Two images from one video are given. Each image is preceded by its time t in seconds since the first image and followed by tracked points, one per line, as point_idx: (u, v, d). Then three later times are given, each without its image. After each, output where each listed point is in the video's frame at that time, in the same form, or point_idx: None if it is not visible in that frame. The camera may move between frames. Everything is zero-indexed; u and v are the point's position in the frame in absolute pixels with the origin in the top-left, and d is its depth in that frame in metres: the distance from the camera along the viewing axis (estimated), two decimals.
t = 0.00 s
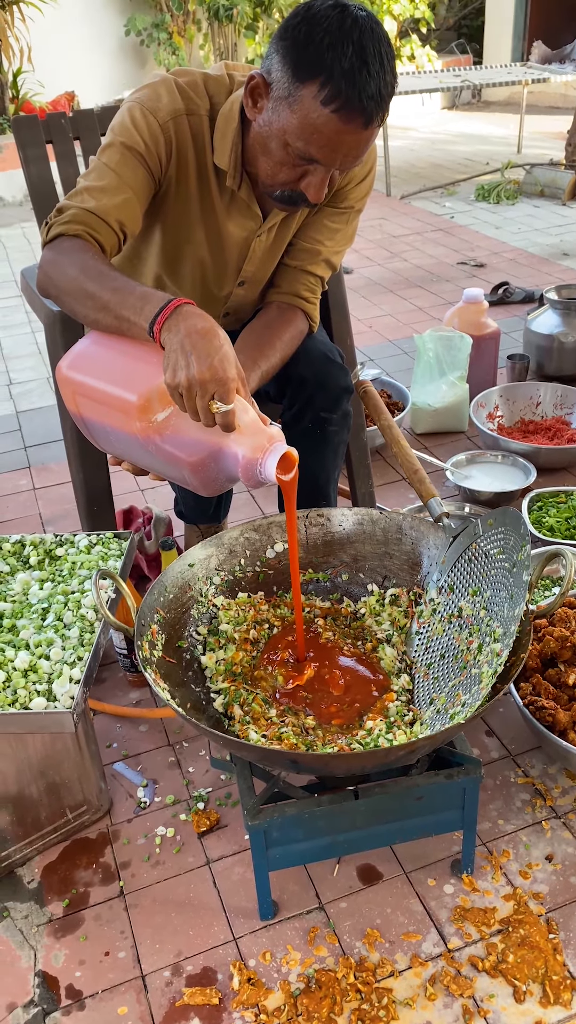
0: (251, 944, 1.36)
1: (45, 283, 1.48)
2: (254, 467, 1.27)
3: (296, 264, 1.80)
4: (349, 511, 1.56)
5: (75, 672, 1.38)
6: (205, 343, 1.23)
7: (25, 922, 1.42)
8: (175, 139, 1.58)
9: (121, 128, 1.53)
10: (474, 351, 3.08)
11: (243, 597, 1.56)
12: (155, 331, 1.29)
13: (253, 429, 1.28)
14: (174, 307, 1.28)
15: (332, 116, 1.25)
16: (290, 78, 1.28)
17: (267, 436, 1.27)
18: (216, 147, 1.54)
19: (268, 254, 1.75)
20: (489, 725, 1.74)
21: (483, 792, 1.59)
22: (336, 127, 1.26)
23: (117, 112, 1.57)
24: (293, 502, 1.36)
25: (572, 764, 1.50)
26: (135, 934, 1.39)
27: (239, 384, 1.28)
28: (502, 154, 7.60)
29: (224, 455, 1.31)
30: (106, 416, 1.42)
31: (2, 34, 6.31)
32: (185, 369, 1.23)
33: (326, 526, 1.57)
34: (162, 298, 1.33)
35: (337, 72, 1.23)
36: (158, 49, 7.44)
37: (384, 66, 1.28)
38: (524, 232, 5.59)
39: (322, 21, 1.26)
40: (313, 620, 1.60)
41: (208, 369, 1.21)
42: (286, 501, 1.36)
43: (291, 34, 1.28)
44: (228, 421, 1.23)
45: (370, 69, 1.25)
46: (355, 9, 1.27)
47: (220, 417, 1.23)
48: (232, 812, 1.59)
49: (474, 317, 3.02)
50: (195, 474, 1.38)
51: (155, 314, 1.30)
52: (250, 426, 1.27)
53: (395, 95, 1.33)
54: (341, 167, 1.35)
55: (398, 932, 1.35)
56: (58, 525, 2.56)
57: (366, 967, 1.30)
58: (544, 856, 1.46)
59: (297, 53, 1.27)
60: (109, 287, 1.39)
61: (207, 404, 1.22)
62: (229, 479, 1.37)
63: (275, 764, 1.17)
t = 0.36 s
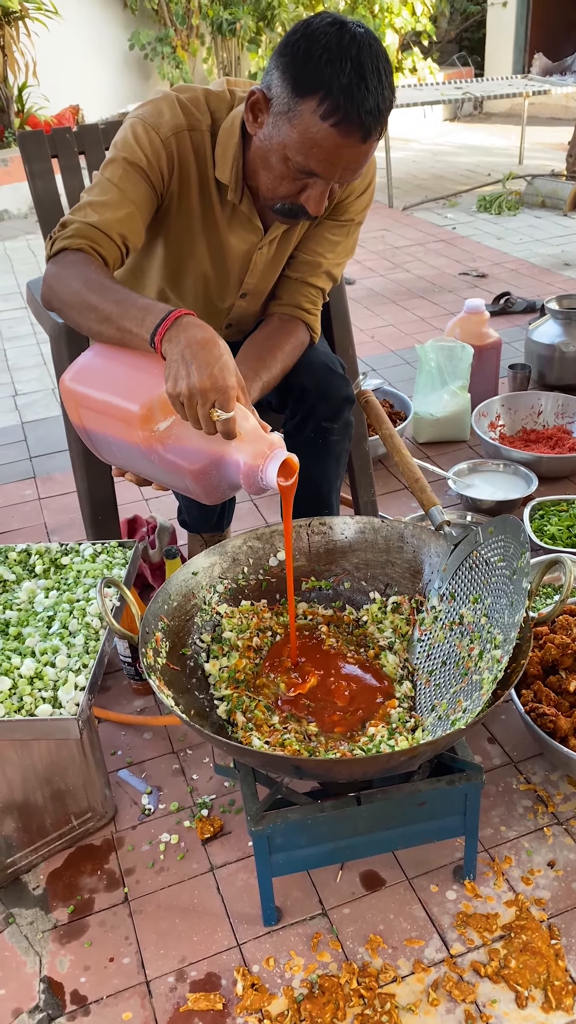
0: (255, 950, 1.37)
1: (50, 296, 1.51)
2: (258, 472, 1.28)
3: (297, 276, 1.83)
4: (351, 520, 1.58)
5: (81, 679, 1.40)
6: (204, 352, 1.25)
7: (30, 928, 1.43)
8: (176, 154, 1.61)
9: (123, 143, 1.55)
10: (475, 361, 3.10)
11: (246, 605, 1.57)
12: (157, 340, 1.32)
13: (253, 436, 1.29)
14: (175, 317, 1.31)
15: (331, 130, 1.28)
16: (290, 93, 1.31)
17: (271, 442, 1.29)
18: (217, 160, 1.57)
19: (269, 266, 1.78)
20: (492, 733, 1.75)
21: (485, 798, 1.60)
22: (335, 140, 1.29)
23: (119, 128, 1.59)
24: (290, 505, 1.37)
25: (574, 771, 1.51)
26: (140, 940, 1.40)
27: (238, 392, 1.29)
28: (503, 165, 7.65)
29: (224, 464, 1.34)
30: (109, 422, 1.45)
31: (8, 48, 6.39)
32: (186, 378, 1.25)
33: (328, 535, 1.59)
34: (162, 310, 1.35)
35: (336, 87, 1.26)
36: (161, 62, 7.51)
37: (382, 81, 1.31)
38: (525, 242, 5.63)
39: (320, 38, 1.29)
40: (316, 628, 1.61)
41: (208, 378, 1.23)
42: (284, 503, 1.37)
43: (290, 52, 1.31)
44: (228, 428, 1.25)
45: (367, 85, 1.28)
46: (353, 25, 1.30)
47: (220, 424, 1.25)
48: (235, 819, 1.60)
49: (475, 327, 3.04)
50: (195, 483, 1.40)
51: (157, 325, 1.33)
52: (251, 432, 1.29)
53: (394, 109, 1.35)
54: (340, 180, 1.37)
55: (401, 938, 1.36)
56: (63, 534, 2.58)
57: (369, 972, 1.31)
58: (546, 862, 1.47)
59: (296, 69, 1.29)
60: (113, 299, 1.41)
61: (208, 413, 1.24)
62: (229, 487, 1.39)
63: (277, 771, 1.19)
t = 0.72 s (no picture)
0: (255, 956, 1.37)
1: (33, 299, 1.53)
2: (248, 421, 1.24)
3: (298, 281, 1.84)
4: (350, 527, 1.59)
5: (81, 685, 1.41)
6: (171, 332, 1.25)
7: (31, 934, 1.44)
8: (167, 162, 1.62)
9: (113, 152, 1.57)
10: (475, 369, 3.12)
11: (246, 611, 1.58)
12: (129, 332, 1.33)
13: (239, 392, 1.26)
14: (143, 305, 1.32)
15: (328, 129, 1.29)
16: (287, 92, 1.32)
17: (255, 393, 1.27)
18: (214, 168, 1.59)
19: (269, 270, 1.80)
20: (491, 739, 1.75)
21: (484, 804, 1.61)
22: (331, 137, 1.29)
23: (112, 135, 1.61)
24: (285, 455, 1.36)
25: (573, 776, 1.51)
26: (140, 946, 1.40)
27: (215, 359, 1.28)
28: (504, 174, 7.69)
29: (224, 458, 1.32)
30: (109, 445, 1.45)
31: (11, 60, 6.46)
32: (162, 361, 1.24)
33: (327, 541, 1.60)
34: (130, 299, 1.36)
35: (331, 86, 1.28)
36: (163, 73, 7.58)
37: (376, 79, 1.33)
38: (526, 250, 5.65)
39: (316, 39, 1.32)
40: (315, 634, 1.62)
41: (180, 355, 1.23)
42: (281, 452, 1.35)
43: (286, 52, 1.34)
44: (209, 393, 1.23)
45: (362, 83, 1.30)
46: (348, 27, 1.33)
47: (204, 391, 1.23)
48: (235, 825, 1.60)
49: (475, 335, 3.06)
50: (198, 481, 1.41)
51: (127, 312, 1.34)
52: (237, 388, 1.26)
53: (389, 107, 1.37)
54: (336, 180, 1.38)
55: (400, 944, 1.36)
56: (65, 542, 2.59)
57: (368, 978, 1.31)
58: (546, 868, 1.47)
59: (292, 68, 1.32)
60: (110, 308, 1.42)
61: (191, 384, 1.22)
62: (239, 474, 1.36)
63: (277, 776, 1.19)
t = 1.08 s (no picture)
0: (257, 963, 1.37)
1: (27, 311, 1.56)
2: (238, 399, 1.19)
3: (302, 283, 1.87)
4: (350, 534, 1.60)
5: (83, 693, 1.42)
6: (155, 334, 1.28)
7: (33, 942, 1.44)
8: (155, 171, 1.64)
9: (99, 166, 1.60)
10: (475, 376, 3.13)
11: (247, 619, 1.59)
12: (116, 340, 1.35)
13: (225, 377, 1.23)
14: (129, 315, 1.34)
15: (313, 118, 1.30)
16: (268, 79, 1.34)
17: (242, 377, 1.23)
18: (207, 171, 1.62)
19: (267, 271, 1.81)
20: (492, 746, 1.76)
21: (485, 811, 1.61)
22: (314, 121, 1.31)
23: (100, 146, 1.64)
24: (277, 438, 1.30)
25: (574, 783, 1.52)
26: (142, 953, 1.41)
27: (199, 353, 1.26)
28: (503, 182, 7.72)
29: (225, 447, 1.26)
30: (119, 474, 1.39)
31: (13, 72, 6.50)
32: (150, 363, 1.26)
33: (328, 549, 1.61)
34: (119, 309, 1.38)
35: (311, 69, 1.29)
36: (164, 84, 7.63)
37: (357, 64, 1.35)
38: (526, 258, 5.68)
39: (295, 26, 1.34)
40: (316, 641, 1.63)
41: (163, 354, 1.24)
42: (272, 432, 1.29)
43: (268, 40, 1.36)
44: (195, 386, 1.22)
45: (343, 68, 1.31)
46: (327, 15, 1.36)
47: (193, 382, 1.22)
48: (237, 832, 1.61)
49: (475, 344, 3.08)
50: (208, 489, 1.33)
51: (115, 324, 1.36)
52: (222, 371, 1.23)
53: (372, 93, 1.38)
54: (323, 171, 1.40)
55: (402, 951, 1.37)
56: (67, 550, 2.60)
57: (370, 985, 1.31)
58: (546, 875, 1.47)
59: (273, 55, 1.34)
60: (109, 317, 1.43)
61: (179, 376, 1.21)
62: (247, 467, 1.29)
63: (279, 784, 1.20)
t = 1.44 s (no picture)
0: (259, 972, 1.38)
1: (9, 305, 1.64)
2: (134, 325, 1.13)
3: (300, 288, 1.87)
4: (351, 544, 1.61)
5: (85, 704, 1.42)
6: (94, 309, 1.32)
7: (37, 951, 1.45)
8: (130, 175, 1.66)
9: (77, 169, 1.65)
10: (475, 385, 3.14)
11: (249, 628, 1.60)
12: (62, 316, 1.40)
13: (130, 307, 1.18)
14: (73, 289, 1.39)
15: (254, 140, 1.25)
16: (211, 83, 1.30)
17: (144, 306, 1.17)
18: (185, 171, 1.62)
19: (255, 270, 1.81)
20: (493, 753, 1.76)
21: (487, 819, 1.61)
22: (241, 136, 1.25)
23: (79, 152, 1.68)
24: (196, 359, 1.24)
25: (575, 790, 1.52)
26: (145, 963, 1.41)
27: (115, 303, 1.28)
28: (501, 190, 7.76)
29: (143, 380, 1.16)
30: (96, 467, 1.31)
31: (13, 81, 6.51)
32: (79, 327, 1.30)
33: (328, 558, 1.62)
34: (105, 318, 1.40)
35: (246, 81, 1.24)
36: (164, 93, 7.67)
37: (309, 89, 1.26)
38: (525, 265, 5.70)
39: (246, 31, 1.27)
40: (318, 650, 1.64)
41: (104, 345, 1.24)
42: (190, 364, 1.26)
43: (226, 46, 1.28)
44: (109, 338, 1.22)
45: (289, 91, 1.23)
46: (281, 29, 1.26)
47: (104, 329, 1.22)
48: (239, 841, 1.61)
49: (475, 353, 3.09)
50: (166, 438, 1.21)
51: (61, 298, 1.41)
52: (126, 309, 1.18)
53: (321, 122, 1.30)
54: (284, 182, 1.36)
55: (404, 960, 1.37)
56: (68, 559, 2.61)
57: (373, 994, 1.31)
58: (548, 883, 1.48)
59: (220, 59, 1.29)
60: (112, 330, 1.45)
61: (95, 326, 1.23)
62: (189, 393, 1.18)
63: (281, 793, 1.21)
